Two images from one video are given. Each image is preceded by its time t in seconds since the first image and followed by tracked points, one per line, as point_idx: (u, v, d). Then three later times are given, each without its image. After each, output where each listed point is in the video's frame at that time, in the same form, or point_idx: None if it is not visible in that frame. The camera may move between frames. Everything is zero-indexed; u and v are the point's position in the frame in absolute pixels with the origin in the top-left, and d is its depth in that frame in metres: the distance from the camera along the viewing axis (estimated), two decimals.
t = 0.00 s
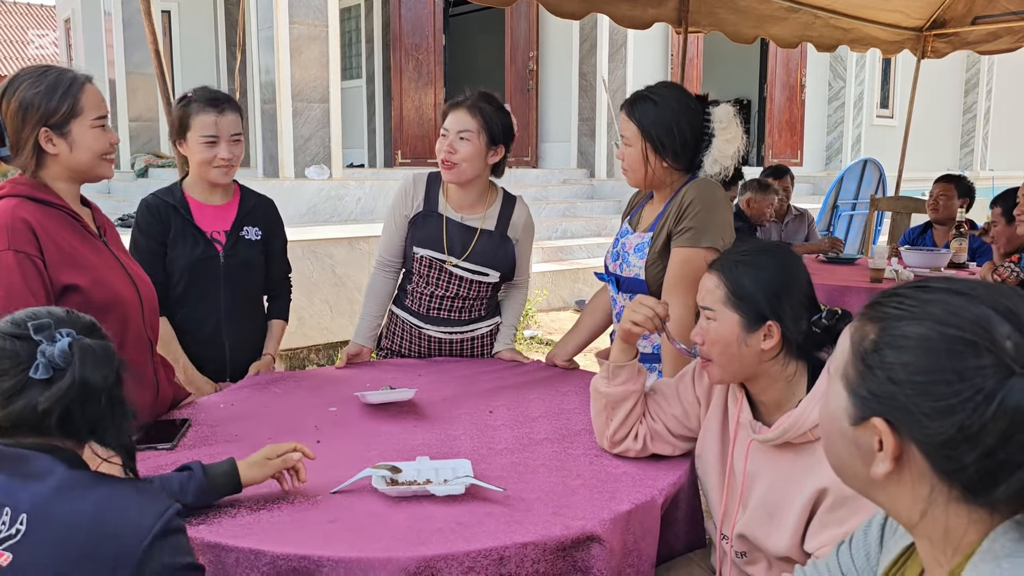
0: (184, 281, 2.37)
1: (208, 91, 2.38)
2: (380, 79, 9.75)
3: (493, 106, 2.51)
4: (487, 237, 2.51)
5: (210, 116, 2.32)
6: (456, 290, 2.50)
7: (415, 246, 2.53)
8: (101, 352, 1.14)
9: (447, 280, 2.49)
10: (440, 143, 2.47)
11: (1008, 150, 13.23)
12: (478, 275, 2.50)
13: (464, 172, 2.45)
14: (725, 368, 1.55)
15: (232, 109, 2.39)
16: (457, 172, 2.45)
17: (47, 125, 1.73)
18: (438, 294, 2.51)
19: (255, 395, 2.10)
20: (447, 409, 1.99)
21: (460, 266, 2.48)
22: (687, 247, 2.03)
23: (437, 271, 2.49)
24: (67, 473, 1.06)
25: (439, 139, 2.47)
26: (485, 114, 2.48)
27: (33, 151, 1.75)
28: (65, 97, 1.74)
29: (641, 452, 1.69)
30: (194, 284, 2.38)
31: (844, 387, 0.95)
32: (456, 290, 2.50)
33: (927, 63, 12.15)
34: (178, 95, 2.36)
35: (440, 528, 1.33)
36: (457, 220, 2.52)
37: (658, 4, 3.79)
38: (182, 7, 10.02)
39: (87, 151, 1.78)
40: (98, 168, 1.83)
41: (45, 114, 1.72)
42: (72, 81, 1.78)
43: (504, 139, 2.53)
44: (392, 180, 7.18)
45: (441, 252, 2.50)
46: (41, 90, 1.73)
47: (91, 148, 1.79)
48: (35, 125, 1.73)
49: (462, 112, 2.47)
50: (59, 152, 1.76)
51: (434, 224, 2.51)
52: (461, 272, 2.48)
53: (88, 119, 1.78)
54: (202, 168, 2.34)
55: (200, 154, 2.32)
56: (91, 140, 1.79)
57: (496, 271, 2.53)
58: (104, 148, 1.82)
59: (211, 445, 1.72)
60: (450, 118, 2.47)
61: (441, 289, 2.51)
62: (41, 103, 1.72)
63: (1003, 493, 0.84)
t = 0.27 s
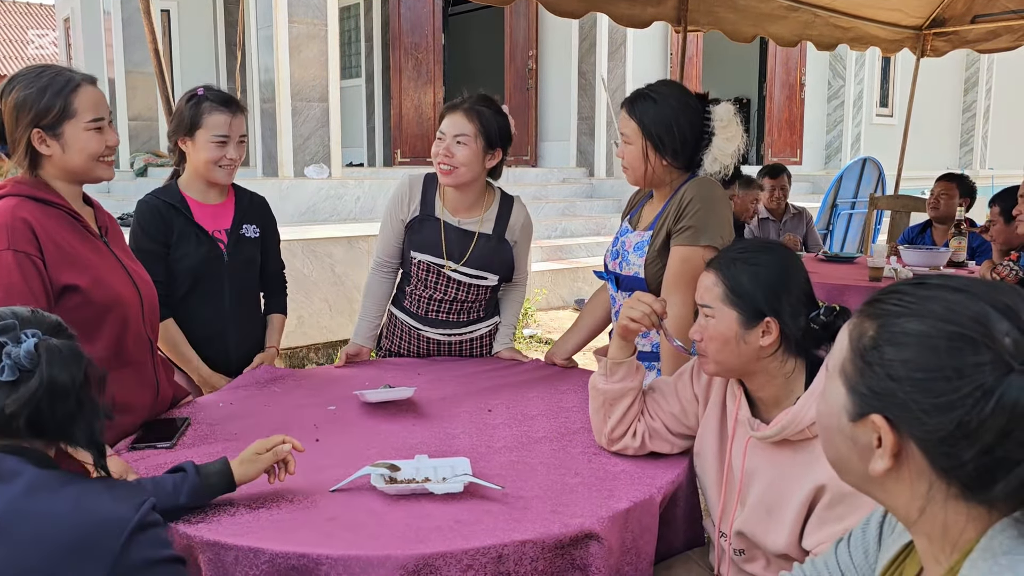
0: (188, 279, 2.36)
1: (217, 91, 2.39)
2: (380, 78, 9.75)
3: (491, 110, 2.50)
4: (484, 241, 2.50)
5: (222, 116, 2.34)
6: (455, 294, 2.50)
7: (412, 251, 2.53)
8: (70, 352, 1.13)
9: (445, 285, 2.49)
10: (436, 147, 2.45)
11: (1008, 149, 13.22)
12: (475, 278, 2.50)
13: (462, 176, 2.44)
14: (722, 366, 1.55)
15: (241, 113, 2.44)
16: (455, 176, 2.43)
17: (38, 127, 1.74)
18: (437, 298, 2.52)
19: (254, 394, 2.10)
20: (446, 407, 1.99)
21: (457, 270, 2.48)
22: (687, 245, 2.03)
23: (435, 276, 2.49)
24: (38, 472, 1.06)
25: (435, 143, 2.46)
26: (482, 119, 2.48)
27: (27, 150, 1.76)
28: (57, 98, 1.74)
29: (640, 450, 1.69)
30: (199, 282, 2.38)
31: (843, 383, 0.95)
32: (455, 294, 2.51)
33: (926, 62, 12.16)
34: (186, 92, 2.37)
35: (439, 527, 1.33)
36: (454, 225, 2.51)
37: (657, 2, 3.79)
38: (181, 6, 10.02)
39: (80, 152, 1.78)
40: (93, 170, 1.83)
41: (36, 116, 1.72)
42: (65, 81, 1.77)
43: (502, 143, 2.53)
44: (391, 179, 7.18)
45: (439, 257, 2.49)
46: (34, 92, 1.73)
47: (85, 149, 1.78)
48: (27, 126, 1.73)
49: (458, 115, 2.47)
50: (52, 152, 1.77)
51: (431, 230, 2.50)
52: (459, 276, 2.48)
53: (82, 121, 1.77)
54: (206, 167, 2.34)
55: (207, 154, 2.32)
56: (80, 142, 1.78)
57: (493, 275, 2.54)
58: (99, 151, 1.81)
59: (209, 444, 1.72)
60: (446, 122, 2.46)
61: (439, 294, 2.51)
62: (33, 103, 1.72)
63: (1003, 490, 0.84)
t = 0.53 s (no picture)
0: (187, 278, 2.36)
1: (219, 94, 2.38)
2: (379, 77, 9.77)
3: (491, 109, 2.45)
4: (479, 243, 2.50)
5: (220, 121, 2.33)
6: (452, 296, 2.51)
7: (406, 255, 2.52)
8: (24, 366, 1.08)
9: (442, 288, 2.49)
10: (449, 154, 2.39)
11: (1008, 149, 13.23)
12: (472, 279, 2.50)
13: (477, 181, 2.42)
14: (720, 365, 1.54)
15: (242, 118, 2.43)
16: (471, 182, 2.41)
17: (28, 127, 1.72)
18: (434, 301, 2.52)
19: (254, 393, 2.10)
20: (446, 407, 1.99)
21: (457, 274, 2.49)
22: (688, 245, 2.04)
23: (429, 278, 2.49)
24: None
25: (450, 147, 2.38)
26: (491, 121, 2.43)
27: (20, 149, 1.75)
28: (43, 101, 1.71)
29: (640, 449, 1.69)
30: (198, 281, 2.38)
31: (841, 384, 0.95)
32: (452, 296, 2.51)
33: (926, 61, 12.16)
34: (186, 93, 2.36)
35: (438, 526, 1.33)
36: (448, 228, 2.49)
37: (657, 2, 3.79)
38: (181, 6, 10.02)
39: (67, 154, 1.75)
40: (86, 172, 1.80)
41: (23, 117, 1.71)
42: (57, 81, 1.74)
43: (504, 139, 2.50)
44: (391, 179, 7.19)
45: (439, 261, 2.49)
46: (26, 93, 1.71)
47: (73, 152, 1.75)
48: (17, 125, 1.72)
49: (472, 119, 2.39)
50: (43, 154, 1.76)
51: (427, 235, 2.48)
52: (458, 279, 2.49)
53: (71, 124, 1.74)
54: (200, 170, 2.34)
55: (201, 157, 2.32)
56: (69, 146, 1.75)
57: (489, 275, 2.54)
58: (89, 155, 1.77)
59: (208, 444, 1.72)
60: (461, 126, 2.37)
61: (436, 297, 2.51)
62: (21, 104, 1.70)
63: (1003, 487, 0.84)
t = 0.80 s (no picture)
0: (185, 280, 2.36)
1: (219, 98, 2.37)
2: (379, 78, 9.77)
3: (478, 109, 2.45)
4: (472, 241, 2.50)
5: (217, 127, 2.32)
6: (448, 296, 2.50)
7: (401, 256, 2.53)
8: None
9: (437, 287, 2.49)
10: (435, 155, 2.38)
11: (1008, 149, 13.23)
12: (467, 278, 2.50)
13: (464, 182, 2.42)
14: (722, 365, 1.54)
15: (242, 122, 2.42)
16: (458, 183, 2.41)
17: (18, 129, 1.72)
18: (431, 301, 2.52)
19: (253, 394, 2.10)
20: (445, 408, 1.99)
21: (452, 272, 2.48)
22: (691, 246, 2.03)
23: (424, 278, 2.49)
24: None
25: (436, 148, 2.38)
26: (478, 120, 2.42)
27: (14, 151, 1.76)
28: (29, 103, 1.71)
29: (640, 451, 1.69)
30: (195, 283, 2.38)
31: (853, 384, 0.94)
32: (448, 295, 2.51)
33: (926, 61, 12.16)
34: (186, 97, 2.36)
35: (437, 527, 1.33)
36: (440, 227, 2.49)
37: (657, 2, 3.78)
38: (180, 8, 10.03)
39: (57, 156, 1.75)
40: (77, 174, 1.78)
41: (13, 119, 1.71)
42: (45, 82, 1.73)
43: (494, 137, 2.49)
44: (391, 180, 7.19)
45: (432, 260, 2.49)
46: (14, 94, 1.71)
47: (62, 154, 1.75)
48: (8, 127, 1.72)
49: (459, 120, 2.38)
50: (36, 155, 1.76)
51: (420, 234, 2.48)
52: (453, 278, 2.48)
53: (58, 126, 1.73)
54: (196, 173, 2.34)
55: (197, 160, 2.32)
56: (58, 148, 1.74)
57: (484, 273, 2.53)
58: (78, 157, 1.76)
59: (208, 445, 1.72)
60: (447, 127, 2.37)
61: (433, 296, 2.51)
62: (11, 107, 1.71)
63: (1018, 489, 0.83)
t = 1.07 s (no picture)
0: (183, 284, 2.36)
1: (219, 102, 2.37)
2: (377, 80, 9.79)
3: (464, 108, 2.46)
4: (464, 237, 2.49)
5: (216, 131, 2.32)
6: (443, 295, 2.50)
7: (396, 259, 2.53)
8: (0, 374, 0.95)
9: (433, 286, 2.49)
10: (423, 154, 2.38)
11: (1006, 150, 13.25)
12: (462, 275, 2.50)
13: (452, 180, 2.42)
14: (723, 367, 1.54)
15: (241, 126, 2.42)
16: (446, 181, 2.41)
17: (14, 133, 1.73)
18: (427, 301, 2.51)
19: (252, 397, 2.09)
20: (444, 410, 1.99)
21: (445, 270, 2.48)
22: (693, 248, 2.03)
23: (419, 278, 2.49)
24: None
25: (423, 147, 2.38)
26: (464, 119, 2.43)
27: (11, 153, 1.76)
28: (23, 105, 1.70)
29: (637, 454, 1.68)
30: (193, 286, 2.37)
31: (859, 386, 0.94)
32: (444, 294, 2.50)
33: (925, 63, 12.18)
34: (185, 100, 2.36)
35: (436, 530, 1.32)
36: (433, 226, 2.49)
37: (655, 4, 3.79)
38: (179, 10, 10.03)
39: (53, 157, 1.74)
40: (74, 174, 1.78)
41: (8, 122, 1.71)
42: (38, 83, 1.73)
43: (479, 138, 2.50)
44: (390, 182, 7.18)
45: (424, 260, 2.49)
46: (8, 97, 1.71)
47: (58, 155, 1.74)
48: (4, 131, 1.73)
49: (446, 118, 2.38)
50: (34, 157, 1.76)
51: (412, 237, 2.49)
52: (447, 276, 2.48)
53: (53, 127, 1.73)
54: (195, 176, 2.34)
55: (196, 164, 2.32)
56: (54, 150, 1.74)
57: (479, 269, 2.53)
58: (74, 157, 1.76)
59: (205, 448, 1.72)
60: (435, 125, 2.37)
61: (429, 296, 2.51)
62: (5, 110, 1.71)
63: None
